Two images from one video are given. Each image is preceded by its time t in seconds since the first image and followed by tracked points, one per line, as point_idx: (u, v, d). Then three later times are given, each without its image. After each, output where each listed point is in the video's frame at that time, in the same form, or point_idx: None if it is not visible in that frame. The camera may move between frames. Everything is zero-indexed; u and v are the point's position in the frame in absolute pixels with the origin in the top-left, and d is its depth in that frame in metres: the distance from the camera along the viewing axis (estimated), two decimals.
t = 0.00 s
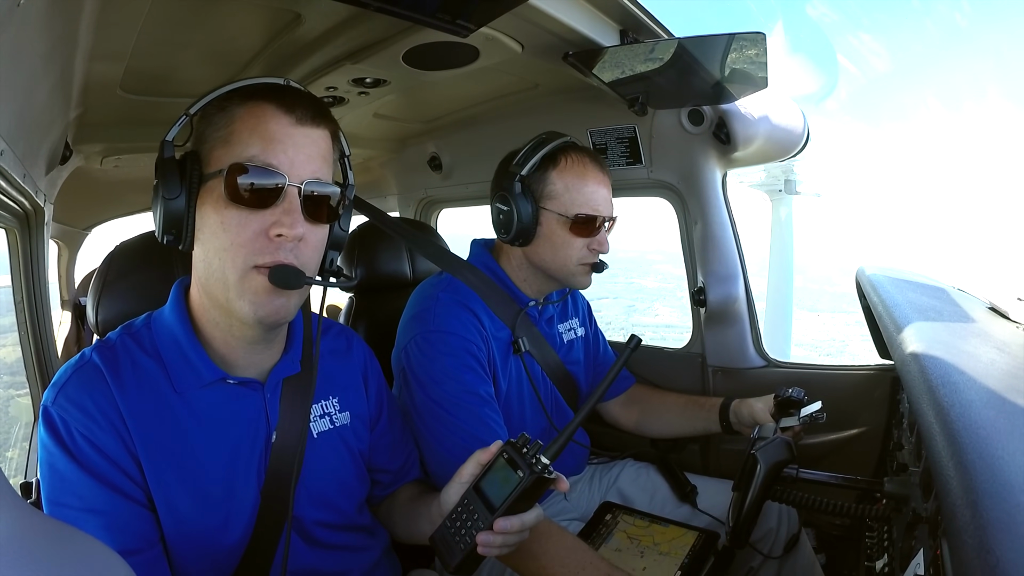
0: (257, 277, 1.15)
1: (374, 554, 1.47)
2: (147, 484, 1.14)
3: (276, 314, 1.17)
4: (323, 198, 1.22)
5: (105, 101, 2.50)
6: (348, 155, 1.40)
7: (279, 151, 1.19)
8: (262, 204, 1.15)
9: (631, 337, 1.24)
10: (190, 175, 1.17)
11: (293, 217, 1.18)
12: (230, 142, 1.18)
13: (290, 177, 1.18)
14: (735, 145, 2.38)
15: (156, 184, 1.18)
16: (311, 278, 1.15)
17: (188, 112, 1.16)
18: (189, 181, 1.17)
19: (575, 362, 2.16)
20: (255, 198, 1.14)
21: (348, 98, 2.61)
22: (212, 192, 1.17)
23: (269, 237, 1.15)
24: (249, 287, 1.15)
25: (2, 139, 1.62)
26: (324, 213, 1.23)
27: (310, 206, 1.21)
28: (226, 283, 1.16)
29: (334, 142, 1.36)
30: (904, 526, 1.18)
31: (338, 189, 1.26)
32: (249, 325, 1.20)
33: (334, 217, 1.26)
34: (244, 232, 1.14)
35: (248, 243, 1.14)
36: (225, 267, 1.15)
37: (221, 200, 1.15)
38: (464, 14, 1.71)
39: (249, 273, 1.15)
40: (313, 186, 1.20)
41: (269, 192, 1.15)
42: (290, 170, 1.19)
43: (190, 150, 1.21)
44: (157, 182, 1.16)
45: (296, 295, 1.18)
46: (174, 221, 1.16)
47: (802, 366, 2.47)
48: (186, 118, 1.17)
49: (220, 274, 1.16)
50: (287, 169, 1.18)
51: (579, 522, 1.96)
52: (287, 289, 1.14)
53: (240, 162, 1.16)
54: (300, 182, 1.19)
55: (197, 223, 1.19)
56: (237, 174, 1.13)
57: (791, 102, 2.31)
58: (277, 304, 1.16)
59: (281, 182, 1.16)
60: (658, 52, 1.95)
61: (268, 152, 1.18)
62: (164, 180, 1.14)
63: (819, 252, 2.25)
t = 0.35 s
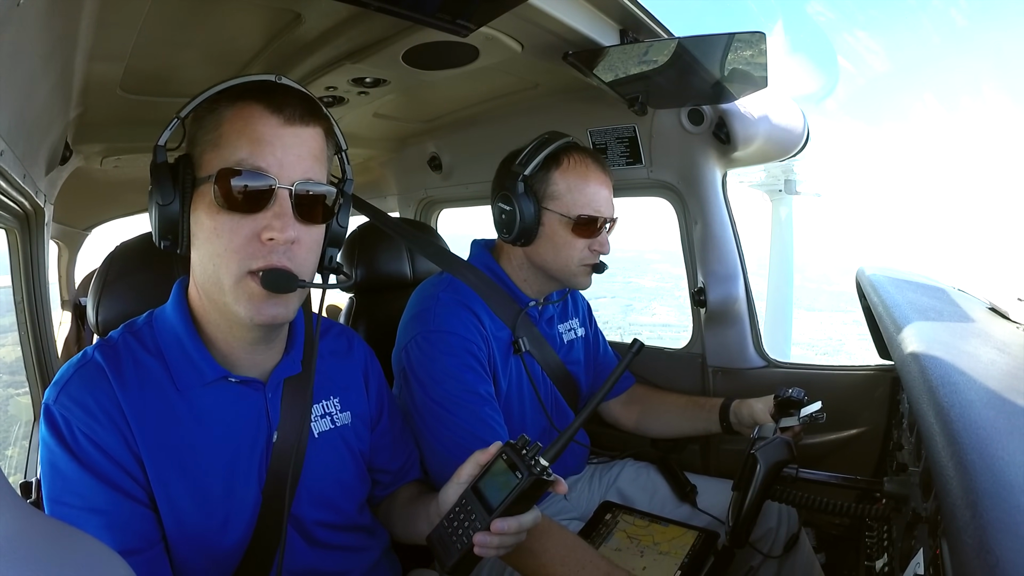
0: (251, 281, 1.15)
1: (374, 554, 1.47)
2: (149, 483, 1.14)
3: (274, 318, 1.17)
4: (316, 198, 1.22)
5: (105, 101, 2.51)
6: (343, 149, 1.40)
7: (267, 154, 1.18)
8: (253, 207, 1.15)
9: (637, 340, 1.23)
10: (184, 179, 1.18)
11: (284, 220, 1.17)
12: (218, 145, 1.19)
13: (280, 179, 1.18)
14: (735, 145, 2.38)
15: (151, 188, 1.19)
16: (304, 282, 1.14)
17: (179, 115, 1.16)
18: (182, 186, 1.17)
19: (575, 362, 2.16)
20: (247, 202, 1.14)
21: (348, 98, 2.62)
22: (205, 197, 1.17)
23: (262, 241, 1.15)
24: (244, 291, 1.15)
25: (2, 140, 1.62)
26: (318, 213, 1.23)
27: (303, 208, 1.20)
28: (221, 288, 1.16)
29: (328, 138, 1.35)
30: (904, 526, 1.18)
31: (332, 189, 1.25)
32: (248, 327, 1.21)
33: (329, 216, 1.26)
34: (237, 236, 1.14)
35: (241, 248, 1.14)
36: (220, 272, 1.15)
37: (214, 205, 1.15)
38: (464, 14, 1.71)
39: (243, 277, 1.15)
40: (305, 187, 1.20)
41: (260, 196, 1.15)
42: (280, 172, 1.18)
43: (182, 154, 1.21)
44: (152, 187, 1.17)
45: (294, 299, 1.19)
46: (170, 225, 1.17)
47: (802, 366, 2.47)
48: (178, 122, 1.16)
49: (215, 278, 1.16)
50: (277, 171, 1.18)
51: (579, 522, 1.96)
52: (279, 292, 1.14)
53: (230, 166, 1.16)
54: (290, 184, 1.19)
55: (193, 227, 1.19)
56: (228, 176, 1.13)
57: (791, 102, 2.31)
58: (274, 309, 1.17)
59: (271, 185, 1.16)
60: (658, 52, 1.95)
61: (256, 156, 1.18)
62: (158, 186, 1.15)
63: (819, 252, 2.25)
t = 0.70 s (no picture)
0: (248, 280, 1.15)
1: (374, 554, 1.47)
2: (149, 484, 1.14)
3: (273, 317, 1.17)
4: (311, 194, 1.22)
5: (105, 101, 2.51)
6: (337, 144, 1.39)
7: (258, 153, 1.18)
8: (248, 206, 1.15)
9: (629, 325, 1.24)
10: (178, 183, 1.18)
11: (279, 217, 1.17)
12: (210, 147, 1.19)
13: (273, 177, 1.18)
14: (735, 145, 2.38)
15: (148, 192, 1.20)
16: (301, 278, 1.14)
17: (169, 118, 1.16)
18: (175, 188, 1.18)
19: (575, 361, 2.16)
20: (242, 201, 1.14)
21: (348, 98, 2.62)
22: (199, 198, 1.17)
23: (258, 239, 1.15)
24: (243, 290, 1.15)
25: (2, 140, 1.62)
26: (314, 207, 1.22)
27: (298, 204, 1.20)
28: (220, 287, 1.16)
29: (322, 133, 1.35)
30: (904, 526, 1.18)
31: (326, 184, 1.25)
32: (249, 327, 1.20)
33: (325, 212, 1.26)
34: (234, 237, 1.14)
35: (239, 248, 1.14)
36: (219, 272, 1.16)
37: (209, 206, 1.16)
38: (464, 14, 1.71)
39: (241, 276, 1.15)
40: (298, 183, 1.20)
41: (255, 195, 1.15)
42: (272, 170, 1.18)
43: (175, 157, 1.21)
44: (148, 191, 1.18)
45: (292, 295, 1.19)
46: (166, 228, 1.18)
47: (802, 366, 2.47)
48: (169, 125, 1.16)
49: (214, 279, 1.16)
50: (270, 170, 1.18)
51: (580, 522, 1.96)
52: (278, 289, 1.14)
53: (222, 166, 1.16)
54: (284, 181, 1.19)
55: (189, 229, 1.20)
56: (222, 177, 1.13)
57: (791, 102, 2.31)
58: (273, 307, 1.17)
59: (265, 183, 1.16)
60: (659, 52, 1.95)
61: (248, 154, 1.18)
62: (153, 190, 1.16)
63: (819, 251, 2.25)
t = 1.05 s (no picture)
0: (254, 282, 1.15)
1: (374, 554, 1.47)
2: (149, 484, 1.14)
3: (278, 315, 1.17)
4: (316, 197, 1.22)
5: (105, 101, 2.51)
6: (341, 147, 1.39)
7: (261, 153, 1.18)
8: (254, 207, 1.15)
9: (625, 322, 1.24)
10: (182, 180, 1.18)
11: (286, 220, 1.17)
12: (217, 146, 1.18)
13: (281, 179, 1.18)
14: (735, 145, 2.38)
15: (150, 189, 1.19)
16: (309, 281, 1.15)
17: (175, 116, 1.16)
18: (180, 186, 1.18)
19: (575, 361, 2.15)
20: (247, 202, 1.14)
21: (348, 98, 2.61)
22: (204, 197, 1.17)
23: (264, 241, 1.15)
24: (247, 291, 1.15)
25: (2, 140, 1.62)
26: (318, 211, 1.23)
27: (304, 206, 1.20)
28: (225, 289, 1.16)
29: (325, 135, 1.35)
30: (904, 526, 1.18)
31: (331, 187, 1.25)
32: (251, 328, 1.21)
33: (329, 214, 1.26)
34: (239, 237, 1.14)
35: (245, 248, 1.14)
36: (224, 273, 1.15)
37: (215, 206, 1.15)
38: (464, 14, 1.71)
39: (247, 278, 1.15)
40: (305, 185, 1.20)
41: (262, 197, 1.15)
42: (280, 172, 1.18)
43: (179, 155, 1.21)
44: (150, 188, 1.17)
45: (297, 296, 1.18)
46: (170, 227, 1.17)
47: (802, 366, 2.47)
48: (174, 123, 1.16)
49: (218, 280, 1.16)
50: (277, 171, 1.18)
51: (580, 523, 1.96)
52: (286, 291, 1.14)
53: (229, 167, 1.16)
54: (291, 184, 1.19)
55: (192, 228, 1.20)
56: (227, 177, 1.14)
57: (791, 102, 2.31)
58: (278, 306, 1.17)
59: (272, 184, 1.16)
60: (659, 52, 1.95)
61: (256, 156, 1.18)
62: (157, 187, 1.15)
63: (819, 251, 2.25)
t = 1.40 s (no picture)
0: (269, 285, 1.16)
1: (374, 554, 1.47)
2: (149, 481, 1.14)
3: (291, 317, 1.19)
4: (325, 201, 1.22)
5: (105, 101, 2.51)
6: (344, 151, 1.40)
7: (265, 153, 1.18)
8: (268, 212, 1.15)
9: (626, 325, 1.23)
10: (191, 181, 1.16)
11: (303, 227, 1.18)
12: (230, 151, 1.18)
13: (297, 185, 1.19)
14: (735, 145, 2.38)
15: (156, 191, 1.17)
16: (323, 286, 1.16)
17: (182, 115, 1.16)
18: (189, 187, 1.16)
19: (575, 362, 2.15)
20: (259, 206, 1.14)
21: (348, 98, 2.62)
22: (216, 201, 1.17)
23: (280, 247, 1.16)
24: (263, 295, 1.16)
25: (2, 140, 1.62)
26: (327, 217, 1.23)
27: (316, 212, 1.21)
28: (238, 292, 1.16)
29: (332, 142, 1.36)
30: (904, 526, 1.18)
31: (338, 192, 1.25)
32: (260, 332, 1.21)
33: (337, 220, 1.26)
34: (255, 241, 1.14)
35: (261, 253, 1.15)
36: (237, 275, 1.15)
37: (229, 211, 1.15)
38: (464, 14, 1.71)
39: (261, 281, 1.15)
40: (319, 192, 1.20)
41: (275, 201, 1.15)
42: (296, 178, 1.19)
43: (185, 156, 1.20)
44: (157, 190, 1.15)
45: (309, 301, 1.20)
46: (179, 229, 1.15)
47: (802, 366, 2.47)
48: (181, 122, 1.16)
49: (232, 284, 1.16)
50: (293, 177, 1.19)
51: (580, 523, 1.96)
52: (301, 296, 1.15)
53: (242, 172, 1.16)
54: (306, 190, 1.20)
55: (202, 230, 1.18)
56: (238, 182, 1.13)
57: (791, 102, 2.31)
58: (291, 309, 1.18)
59: (286, 189, 1.16)
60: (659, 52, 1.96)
61: (273, 162, 1.18)
62: (165, 189, 1.13)
63: (818, 251, 2.24)
